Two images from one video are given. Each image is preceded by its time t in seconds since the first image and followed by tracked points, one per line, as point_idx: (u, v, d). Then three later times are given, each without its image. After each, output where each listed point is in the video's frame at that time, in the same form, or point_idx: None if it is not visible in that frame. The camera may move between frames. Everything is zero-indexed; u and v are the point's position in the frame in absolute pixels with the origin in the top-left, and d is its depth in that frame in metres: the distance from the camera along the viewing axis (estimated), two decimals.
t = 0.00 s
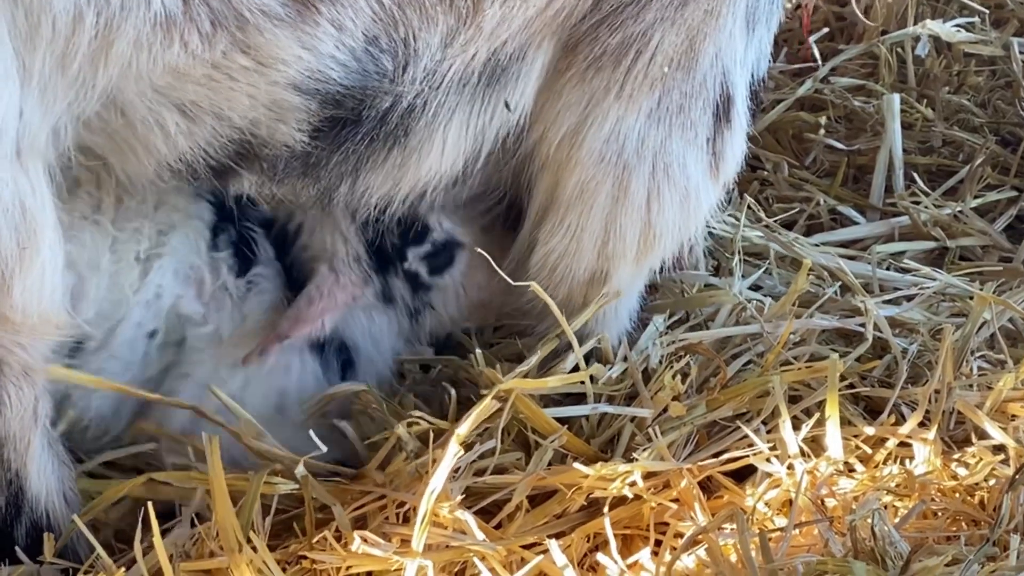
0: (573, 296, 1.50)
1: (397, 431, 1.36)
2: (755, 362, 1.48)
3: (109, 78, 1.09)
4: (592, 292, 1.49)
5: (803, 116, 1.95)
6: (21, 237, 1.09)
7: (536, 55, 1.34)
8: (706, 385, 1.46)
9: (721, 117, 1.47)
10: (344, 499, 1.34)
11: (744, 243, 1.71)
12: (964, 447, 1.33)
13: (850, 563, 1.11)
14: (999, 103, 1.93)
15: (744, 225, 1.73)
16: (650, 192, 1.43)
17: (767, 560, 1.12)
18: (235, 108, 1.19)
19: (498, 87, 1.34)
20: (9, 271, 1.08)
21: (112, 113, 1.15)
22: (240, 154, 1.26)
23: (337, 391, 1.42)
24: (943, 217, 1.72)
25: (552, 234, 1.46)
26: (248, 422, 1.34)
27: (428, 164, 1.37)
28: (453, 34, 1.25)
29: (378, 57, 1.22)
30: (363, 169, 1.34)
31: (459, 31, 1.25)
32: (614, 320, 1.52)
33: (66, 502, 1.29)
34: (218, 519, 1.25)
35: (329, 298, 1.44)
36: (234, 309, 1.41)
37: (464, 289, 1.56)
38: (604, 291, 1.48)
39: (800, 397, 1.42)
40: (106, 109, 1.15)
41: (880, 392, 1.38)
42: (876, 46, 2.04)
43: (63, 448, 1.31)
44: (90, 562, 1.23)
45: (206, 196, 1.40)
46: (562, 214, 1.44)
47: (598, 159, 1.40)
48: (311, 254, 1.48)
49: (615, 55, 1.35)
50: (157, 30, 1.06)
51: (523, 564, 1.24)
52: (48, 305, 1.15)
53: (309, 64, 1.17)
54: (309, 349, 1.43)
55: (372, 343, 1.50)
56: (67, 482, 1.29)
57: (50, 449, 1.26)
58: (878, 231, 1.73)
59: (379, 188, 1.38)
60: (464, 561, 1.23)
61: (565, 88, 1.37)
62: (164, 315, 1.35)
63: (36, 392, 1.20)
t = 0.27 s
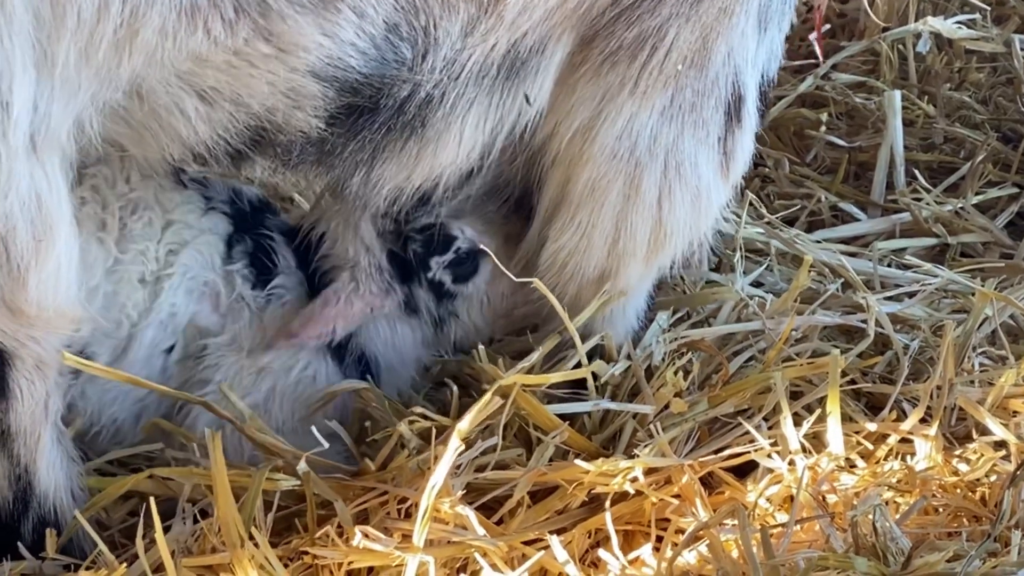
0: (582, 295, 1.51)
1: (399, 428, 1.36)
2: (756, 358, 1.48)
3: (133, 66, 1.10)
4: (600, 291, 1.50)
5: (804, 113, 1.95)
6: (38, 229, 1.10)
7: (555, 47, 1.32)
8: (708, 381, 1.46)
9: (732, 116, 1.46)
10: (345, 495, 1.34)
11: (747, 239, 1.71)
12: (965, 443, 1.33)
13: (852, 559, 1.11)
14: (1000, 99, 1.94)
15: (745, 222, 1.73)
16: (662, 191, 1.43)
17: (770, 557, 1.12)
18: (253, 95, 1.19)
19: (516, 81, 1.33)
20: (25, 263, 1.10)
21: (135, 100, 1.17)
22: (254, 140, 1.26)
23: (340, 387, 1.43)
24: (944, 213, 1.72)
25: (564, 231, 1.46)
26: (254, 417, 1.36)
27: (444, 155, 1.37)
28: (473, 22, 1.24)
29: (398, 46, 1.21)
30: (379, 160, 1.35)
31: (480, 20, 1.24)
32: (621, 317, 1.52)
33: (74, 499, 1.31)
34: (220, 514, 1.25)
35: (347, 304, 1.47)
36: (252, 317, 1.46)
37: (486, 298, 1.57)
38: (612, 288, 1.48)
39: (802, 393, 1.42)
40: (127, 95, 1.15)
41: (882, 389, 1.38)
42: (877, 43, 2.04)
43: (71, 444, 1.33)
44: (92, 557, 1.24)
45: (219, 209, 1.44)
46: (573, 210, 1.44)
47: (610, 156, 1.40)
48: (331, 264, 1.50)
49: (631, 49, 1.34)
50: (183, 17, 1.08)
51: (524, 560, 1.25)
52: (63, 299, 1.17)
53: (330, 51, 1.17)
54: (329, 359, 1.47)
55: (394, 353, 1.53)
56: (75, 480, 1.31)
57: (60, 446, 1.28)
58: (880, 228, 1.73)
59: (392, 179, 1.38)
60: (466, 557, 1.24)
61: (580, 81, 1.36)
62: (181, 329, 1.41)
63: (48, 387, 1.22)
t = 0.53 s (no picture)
0: (587, 291, 1.49)
1: (401, 425, 1.37)
2: (758, 356, 1.48)
3: (148, 66, 1.13)
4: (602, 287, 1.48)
5: (807, 111, 1.95)
6: (50, 224, 1.13)
7: (563, 47, 1.33)
8: (710, 379, 1.46)
9: (739, 116, 1.46)
10: (348, 493, 1.34)
11: (749, 237, 1.71)
12: (967, 441, 1.33)
13: (854, 556, 1.11)
14: (1002, 97, 1.93)
15: (748, 219, 1.73)
16: (671, 189, 1.43)
17: (771, 553, 1.12)
18: (266, 99, 1.21)
19: (525, 79, 1.33)
20: (38, 258, 1.12)
21: (147, 103, 1.18)
22: (265, 142, 1.27)
23: (344, 384, 1.44)
24: (946, 211, 1.72)
25: (572, 228, 1.45)
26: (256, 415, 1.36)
27: (455, 154, 1.37)
28: (487, 24, 1.25)
29: (412, 48, 1.22)
30: (392, 159, 1.34)
31: (493, 22, 1.25)
32: (626, 316, 1.51)
33: (78, 495, 1.31)
34: (222, 511, 1.25)
35: (331, 281, 1.42)
36: (231, 314, 1.43)
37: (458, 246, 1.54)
38: (619, 285, 1.47)
39: (804, 390, 1.42)
40: (140, 98, 1.18)
41: (884, 386, 1.38)
42: (880, 41, 2.04)
43: (76, 441, 1.33)
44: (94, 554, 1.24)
45: (184, 211, 1.38)
46: (582, 207, 1.43)
47: (620, 154, 1.39)
48: (301, 244, 1.44)
49: (641, 49, 1.34)
50: (199, 19, 1.10)
51: (526, 557, 1.25)
52: (74, 295, 1.19)
53: (344, 54, 1.19)
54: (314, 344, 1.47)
55: (372, 318, 1.52)
56: (81, 477, 1.32)
57: (65, 442, 1.29)
58: (882, 226, 1.73)
59: (403, 180, 1.37)
60: (468, 554, 1.24)
61: (589, 80, 1.36)
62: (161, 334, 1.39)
63: (56, 383, 1.23)
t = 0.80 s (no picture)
0: (587, 292, 1.49)
1: (402, 426, 1.37)
2: (760, 356, 1.48)
3: (144, 65, 1.13)
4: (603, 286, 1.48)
5: (808, 111, 1.95)
6: (49, 224, 1.13)
7: (559, 47, 1.32)
8: (711, 379, 1.46)
9: (738, 116, 1.45)
10: (349, 493, 1.34)
11: (750, 236, 1.71)
12: (968, 441, 1.33)
13: (855, 556, 1.11)
14: (1003, 97, 1.93)
15: (749, 219, 1.73)
16: (669, 189, 1.43)
17: (772, 553, 1.12)
18: (260, 94, 1.21)
19: (521, 79, 1.33)
20: (35, 256, 1.12)
21: (143, 101, 1.19)
22: (259, 136, 1.27)
23: (344, 385, 1.45)
24: (947, 211, 1.72)
25: (570, 228, 1.44)
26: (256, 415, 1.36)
27: (450, 152, 1.38)
28: (479, 26, 1.25)
29: (404, 48, 1.22)
30: (386, 157, 1.35)
31: (486, 23, 1.25)
32: (626, 315, 1.50)
33: (79, 495, 1.32)
34: (224, 511, 1.25)
35: (336, 276, 1.44)
36: (221, 313, 1.44)
37: (455, 243, 1.55)
38: (617, 284, 1.46)
39: (805, 390, 1.42)
40: (136, 96, 1.17)
41: (885, 386, 1.38)
42: (881, 41, 2.04)
43: (76, 440, 1.34)
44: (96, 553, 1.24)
45: (172, 210, 1.42)
46: (580, 207, 1.43)
47: (617, 154, 1.39)
48: (304, 240, 1.46)
49: (638, 50, 1.34)
50: (194, 19, 1.10)
51: (527, 557, 1.25)
52: (73, 293, 1.19)
53: (337, 52, 1.18)
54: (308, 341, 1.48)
55: (366, 314, 1.53)
56: (81, 476, 1.32)
57: (66, 442, 1.29)
58: (883, 226, 1.73)
59: (400, 177, 1.38)
60: (469, 554, 1.24)
61: (585, 81, 1.36)
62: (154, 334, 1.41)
63: (55, 382, 1.23)
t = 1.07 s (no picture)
0: (586, 295, 1.48)
1: (402, 428, 1.37)
2: (759, 358, 1.48)
3: (140, 67, 1.12)
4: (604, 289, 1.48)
5: (807, 112, 1.95)
6: (46, 226, 1.13)
7: (555, 50, 1.32)
8: (711, 382, 1.46)
9: (738, 120, 1.45)
10: (348, 496, 1.34)
11: (750, 239, 1.71)
12: (968, 443, 1.33)
13: (855, 559, 1.11)
14: (1003, 99, 1.93)
15: (748, 221, 1.73)
16: (667, 193, 1.42)
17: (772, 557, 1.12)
18: (256, 94, 1.20)
19: (518, 81, 1.33)
20: (33, 258, 1.12)
21: (140, 102, 1.18)
22: (254, 134, 1.27)
23: (342, 387, 1.45)
24: (947, 213, 1.72)
25: (569, 230, 1.44)
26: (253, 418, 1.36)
27: (447, 155, 1.37)
28: (474, 29, 1.24)
29: (398, 50, 1.22)
30: (381, 160, 1.35)
31: (480, 27, 1.24)
32: (626, 317, 1.50)
33: (77, 498, 1.31)
34: (223, 514, 1.25)
35: (337, 281, 1.44)
36: (212, 318, 1.45)
37: (454, 242, 1.57)
38: (616, 286, 1.46)
39: (805, 392, 1.42)
40: (133, 97, 1.17)
41: (884, 389, 1.38)
42: (880, 42, 2.04)
43: (75, 443, 1.34)
44: (94, 557, 1.24)
45: (156, 216, 1.45)
46: (579, 210, 1.43)
47: (615, 157, 1.39)
48: (304, 245, 1.48)
49: (635, 53, 1.34)
50: (190, 21, 1.10)
51: (527, 560, 1.24)
52: (70, 295, 1.19)
53: (330, 54, 1.18)
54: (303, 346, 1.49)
55: (360, 314, 1.55)
56: (79, 477, 1.32)
57: (65, 445, 1.29)
58: (883, 228, 1.73)
59: (396, 179, 1.38)
60: (468, 557, 1.24)
61: (583, 86, 1.36)
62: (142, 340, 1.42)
63: (53, 384, 1.23)
